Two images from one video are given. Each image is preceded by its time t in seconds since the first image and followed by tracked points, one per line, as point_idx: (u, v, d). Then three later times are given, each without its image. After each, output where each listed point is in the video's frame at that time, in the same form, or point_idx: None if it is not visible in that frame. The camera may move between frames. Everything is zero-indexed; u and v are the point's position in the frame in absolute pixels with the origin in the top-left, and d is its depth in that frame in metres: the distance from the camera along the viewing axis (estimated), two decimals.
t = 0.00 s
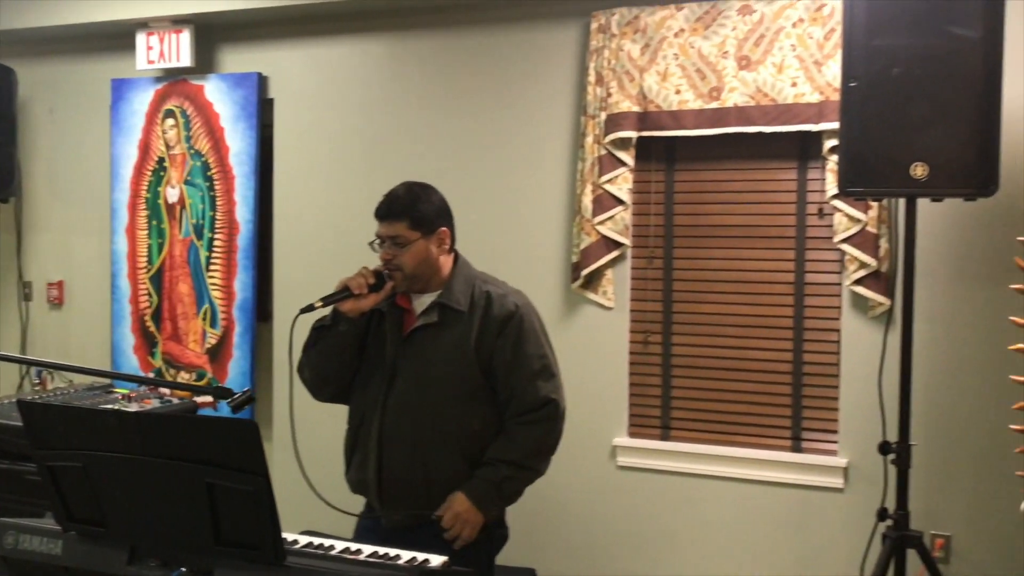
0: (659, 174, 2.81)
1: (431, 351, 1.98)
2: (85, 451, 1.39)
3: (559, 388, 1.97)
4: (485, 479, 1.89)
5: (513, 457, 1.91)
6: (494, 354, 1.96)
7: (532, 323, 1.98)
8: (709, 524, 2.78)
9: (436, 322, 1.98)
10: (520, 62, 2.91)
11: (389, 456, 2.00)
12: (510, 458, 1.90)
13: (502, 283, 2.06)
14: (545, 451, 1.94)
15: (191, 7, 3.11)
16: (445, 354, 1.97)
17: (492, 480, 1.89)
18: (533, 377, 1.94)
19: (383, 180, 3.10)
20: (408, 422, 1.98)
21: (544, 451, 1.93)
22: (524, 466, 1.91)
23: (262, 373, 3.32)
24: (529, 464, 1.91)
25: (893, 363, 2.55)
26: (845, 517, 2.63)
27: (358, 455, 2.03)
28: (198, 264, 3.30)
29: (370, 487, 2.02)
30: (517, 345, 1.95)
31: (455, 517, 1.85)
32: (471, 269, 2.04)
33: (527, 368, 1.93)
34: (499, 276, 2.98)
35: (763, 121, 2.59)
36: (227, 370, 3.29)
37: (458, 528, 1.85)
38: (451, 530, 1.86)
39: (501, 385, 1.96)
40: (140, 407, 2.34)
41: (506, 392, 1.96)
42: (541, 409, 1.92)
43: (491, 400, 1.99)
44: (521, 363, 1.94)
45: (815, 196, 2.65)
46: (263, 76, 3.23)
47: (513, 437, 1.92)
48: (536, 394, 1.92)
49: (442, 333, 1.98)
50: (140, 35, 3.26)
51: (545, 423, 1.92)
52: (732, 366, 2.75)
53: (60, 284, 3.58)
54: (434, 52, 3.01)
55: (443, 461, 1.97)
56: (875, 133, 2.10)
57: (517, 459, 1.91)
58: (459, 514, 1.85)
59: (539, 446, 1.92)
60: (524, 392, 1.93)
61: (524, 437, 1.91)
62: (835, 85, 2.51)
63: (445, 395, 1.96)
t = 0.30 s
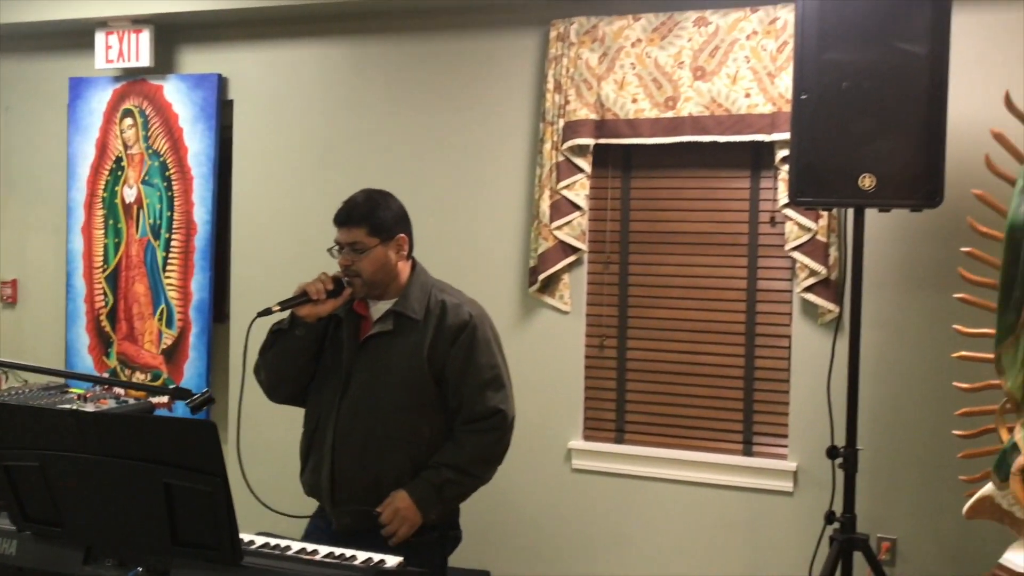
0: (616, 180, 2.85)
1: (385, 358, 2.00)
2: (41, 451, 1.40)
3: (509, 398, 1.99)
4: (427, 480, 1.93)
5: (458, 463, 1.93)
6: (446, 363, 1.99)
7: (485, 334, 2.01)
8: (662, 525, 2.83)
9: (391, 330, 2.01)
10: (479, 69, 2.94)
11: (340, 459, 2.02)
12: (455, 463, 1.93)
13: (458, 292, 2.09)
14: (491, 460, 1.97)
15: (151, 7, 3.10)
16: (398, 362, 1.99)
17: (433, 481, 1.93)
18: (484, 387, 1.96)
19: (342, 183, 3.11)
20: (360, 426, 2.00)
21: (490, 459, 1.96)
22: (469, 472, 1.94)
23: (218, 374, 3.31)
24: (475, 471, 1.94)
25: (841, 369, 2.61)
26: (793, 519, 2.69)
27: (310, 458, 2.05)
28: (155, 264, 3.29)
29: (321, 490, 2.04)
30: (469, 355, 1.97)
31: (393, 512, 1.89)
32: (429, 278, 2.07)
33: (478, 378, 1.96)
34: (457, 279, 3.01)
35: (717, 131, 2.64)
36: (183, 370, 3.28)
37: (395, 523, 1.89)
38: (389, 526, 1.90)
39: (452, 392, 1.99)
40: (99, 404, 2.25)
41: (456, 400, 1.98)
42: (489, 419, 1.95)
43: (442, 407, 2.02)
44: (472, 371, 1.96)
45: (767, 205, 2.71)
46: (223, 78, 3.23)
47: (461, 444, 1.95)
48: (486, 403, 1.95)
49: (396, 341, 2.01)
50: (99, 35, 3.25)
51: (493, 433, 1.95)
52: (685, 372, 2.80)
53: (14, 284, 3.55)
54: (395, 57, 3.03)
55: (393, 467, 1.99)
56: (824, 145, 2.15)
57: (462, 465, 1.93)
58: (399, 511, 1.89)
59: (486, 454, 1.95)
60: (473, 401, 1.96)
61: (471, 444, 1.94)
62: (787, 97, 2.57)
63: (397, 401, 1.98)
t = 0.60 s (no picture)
0: (583, 186, 2.87)
1: (334, 355, 1.98)
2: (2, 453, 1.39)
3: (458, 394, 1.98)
4: (374, 472, 1.90)
5: (406, 457, 1.91)
6: (395, 359, 1.97)
7: (435, 331, 2.00)
8: (625, 528, 2.85)
9: (341, 324, 1.99)
10: (448, 73, 2.95)
11: (287, 455, 2.00)
12: (404, 456, 1.91)
13: (407, 290, 2.07)
14: (438, 454, 1.95)
15: (117, 7, 3.08)
16: (348, 358, 1.97)
17: (381, 474, 1.90)
18: (434, 382, 1.95)
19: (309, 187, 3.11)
20: (308, 422, 1.98)
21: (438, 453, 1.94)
22: (417, 465, 1.93)
23: (182, 376, 3.30)
24: (423, 464, 1.93)
25: (803, 374, 2.65)
26: (755, 522, 2.72)
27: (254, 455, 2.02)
28: (119, 266, 3.26)
29: (266, 484, 2.01)
30: (420, 351, 1.96)
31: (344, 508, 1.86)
32: (378, 276, 2.05)
33: (428, 374, 1.95)
34: (424, 283, 3.02)
35: (682, 138, 2.67)
36: (147, 373, 3.25)
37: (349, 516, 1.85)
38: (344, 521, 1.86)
39: (402, 388, 1.97)
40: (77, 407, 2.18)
41: (405, 395, 1.97)
42: (437, 415, 1.94)
43: (392, 403, 2.01)
44: (422, 368, 1.95)
45: (731, 212, 2.74)
46: (189, 79, 3.22)
47: (410, 437, 1.93)
48: (434, 398, 1.94)
49: (345, 337, 1.99)
50: (64, 34, 3.23)
51: (441, 427, 1.94)
52: (649, 376, 2.82)
53: None
54: (363, 61, 3.03)
55: (341, 463, 1.98)
56: (787, 154, 2.19)
57: (410, 459, 1.92)
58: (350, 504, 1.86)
59: (433, 449, 1.94)
60: (422, 396, 1.94)
61: (419, 438, 1.93)
62: (752, 105, 2.61)
63: (346, 396, 1.97)
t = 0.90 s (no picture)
0: (557, 191, 2.89)
1: (285, 364, 1.98)
2: None
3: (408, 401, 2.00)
4: (325, 476, 1.91)
5: (359, 461, 1.93)
6: (347, 367, 1.98)
7: (384, 339, 2.02)
8: (600, 531, 2.86)
9: (292, 334, 1.98)
10: (422, 77, 2.96)
11: (237, 464, 1.99)
12: (355, 461, 1.93)
13: (353, 299, 2.08)
14: (389, 459, 1.97)
15: (89, 9, 3.06)
16: (300, 366, 1.97)
17: (332, 479, 1.91)
18: (385, 389, 1.97)
19: (284, 190, 3.11)
20: (261, 431, 1.97)
21: (389, 458, 1.96)
22: (368, 470, 1.94)
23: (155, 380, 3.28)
24: (374, 469, 1.94)
25: (774, 377, 2.68)
26: (728, 524, 2.74)
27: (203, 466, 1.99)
28: (91, 270, 3.24)
29: (215, 494, 1.99)
30: (370, 359, 1.98)
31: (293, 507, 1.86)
32: (326, 285, 2.04)
33: (379, 380, 1.97)
34: (399, 286, 3.02)
35: (656, 143, 2.70)
36: (119, 378, 3.23)
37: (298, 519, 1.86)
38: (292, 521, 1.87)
39: (354, 396, 1.99)
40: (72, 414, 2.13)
41: (357, 402, 1.98)
42: (388, 420, 1.95)
43: (343, 410, 2.02)
44: (373, 375, 1.97)
45: (704, 217, 2.77)
46: (162, 82, 3.20)
47: (361, 443, 1.95)
48: (384, 405, 1.95)
49: (297, 346, 1.98)
50: (36, 36, 3.20)
51: (391, 433, 1.95)
52: (622, 381, 2.84)
53: None
54: (338, 64, 3.04)
55: (295, 471, 1.98)
56: (759, 159, 2.22)
57: (362, 463, 1.93)
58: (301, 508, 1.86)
59: (384, 454, 1.95)
60: (373, 402, 1.96)
61: (372, 443, 1.94)
62: (725, 111, 2.64)
63: (300, 404, 1.97)
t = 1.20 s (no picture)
0: (540, 195, 2.91)
1: (259, 356, 1.98)
2: None
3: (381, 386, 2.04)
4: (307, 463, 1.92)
5: (338, 446, 1.95)
6: (320, 355, 2.00)
7: (353, 327, 2.05)
8: (581, 534, 2.87)
9: (261, 327, 1.98)
10: (407, 80, 2.97)
11: (216, 459, 1.98)
12: (336, 446, 1.95)
13: (319, 290, 2.09)
14: (367, 445, 2.00)
15: (73, 9, 3.05)
16: (274, 357, 1.98)
17: (315, 464, 1.92)
18: (360, 375, 2.00)
19: (268, 192, 3.11)
20: (238, 423, 1.97)
21: (368, 442, 1.99)
22: (348, 456, 1.97)
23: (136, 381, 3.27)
24: (353, 453, 1.97)
25: (755, 381, 2.70)
26: (708, 527, 2.76)
27: (178, 462, 1.97)
28: (73, 270, 3.23)
29: (194, 494, 1.96)
30: (343, 346, 2.01)
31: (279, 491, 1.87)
32: (290, 275, 2.05)
33: (354, 366, 2.00)
34: (382, 289, 3.03)
35: (640, 148, 2.71)
36: (101, 378, 3.23)
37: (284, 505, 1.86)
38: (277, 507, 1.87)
39: (329, 384, 2.00)
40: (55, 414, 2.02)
41: (332, 390, 2.00)
42: (367, 404, 1.99)
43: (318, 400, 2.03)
44: (347, 361, 2.00)
45: (687, 221, 2.79)
46: (146, 83, 3.20)
47: (341, 428, 1.98)
48: (360, 390, 1.99)
49: (269, 337, 1.98)
50: (19, 35, 3.19)
51: (369, 418, 1.99)
52: (602, 383, 2.86)
53: None
54: (323, 67, 3.04)
55: (273, 461, 1.98)
56: (740, 165, 2.24)
57: (342, 448, 1.96)
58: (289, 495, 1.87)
59: (362, 439, 1.98)
60: (349, 389, 1.99)
61: (351, 428, 1.97)
62: (707, 117, 2.66)
63: (275, 395, 1.98)
